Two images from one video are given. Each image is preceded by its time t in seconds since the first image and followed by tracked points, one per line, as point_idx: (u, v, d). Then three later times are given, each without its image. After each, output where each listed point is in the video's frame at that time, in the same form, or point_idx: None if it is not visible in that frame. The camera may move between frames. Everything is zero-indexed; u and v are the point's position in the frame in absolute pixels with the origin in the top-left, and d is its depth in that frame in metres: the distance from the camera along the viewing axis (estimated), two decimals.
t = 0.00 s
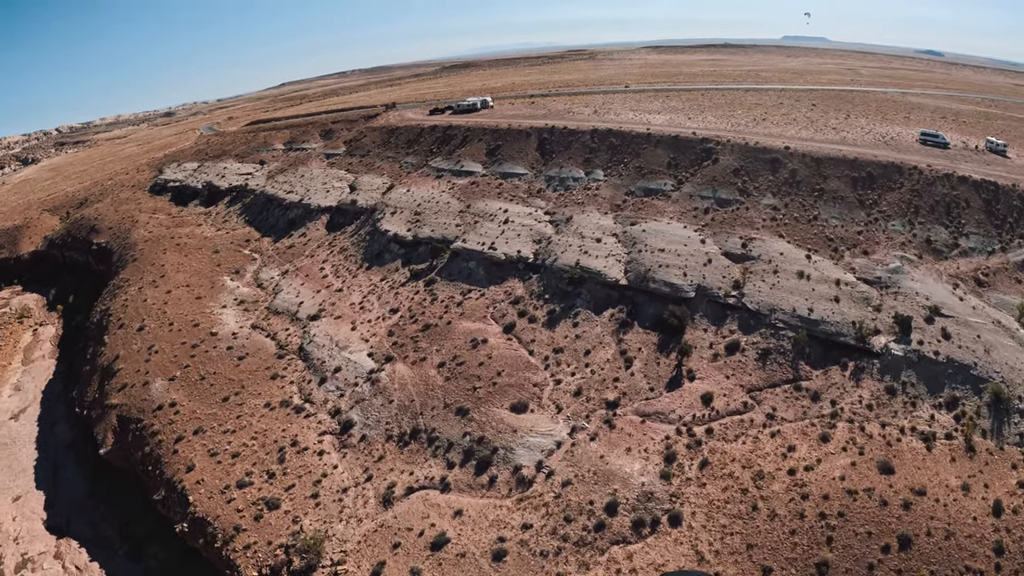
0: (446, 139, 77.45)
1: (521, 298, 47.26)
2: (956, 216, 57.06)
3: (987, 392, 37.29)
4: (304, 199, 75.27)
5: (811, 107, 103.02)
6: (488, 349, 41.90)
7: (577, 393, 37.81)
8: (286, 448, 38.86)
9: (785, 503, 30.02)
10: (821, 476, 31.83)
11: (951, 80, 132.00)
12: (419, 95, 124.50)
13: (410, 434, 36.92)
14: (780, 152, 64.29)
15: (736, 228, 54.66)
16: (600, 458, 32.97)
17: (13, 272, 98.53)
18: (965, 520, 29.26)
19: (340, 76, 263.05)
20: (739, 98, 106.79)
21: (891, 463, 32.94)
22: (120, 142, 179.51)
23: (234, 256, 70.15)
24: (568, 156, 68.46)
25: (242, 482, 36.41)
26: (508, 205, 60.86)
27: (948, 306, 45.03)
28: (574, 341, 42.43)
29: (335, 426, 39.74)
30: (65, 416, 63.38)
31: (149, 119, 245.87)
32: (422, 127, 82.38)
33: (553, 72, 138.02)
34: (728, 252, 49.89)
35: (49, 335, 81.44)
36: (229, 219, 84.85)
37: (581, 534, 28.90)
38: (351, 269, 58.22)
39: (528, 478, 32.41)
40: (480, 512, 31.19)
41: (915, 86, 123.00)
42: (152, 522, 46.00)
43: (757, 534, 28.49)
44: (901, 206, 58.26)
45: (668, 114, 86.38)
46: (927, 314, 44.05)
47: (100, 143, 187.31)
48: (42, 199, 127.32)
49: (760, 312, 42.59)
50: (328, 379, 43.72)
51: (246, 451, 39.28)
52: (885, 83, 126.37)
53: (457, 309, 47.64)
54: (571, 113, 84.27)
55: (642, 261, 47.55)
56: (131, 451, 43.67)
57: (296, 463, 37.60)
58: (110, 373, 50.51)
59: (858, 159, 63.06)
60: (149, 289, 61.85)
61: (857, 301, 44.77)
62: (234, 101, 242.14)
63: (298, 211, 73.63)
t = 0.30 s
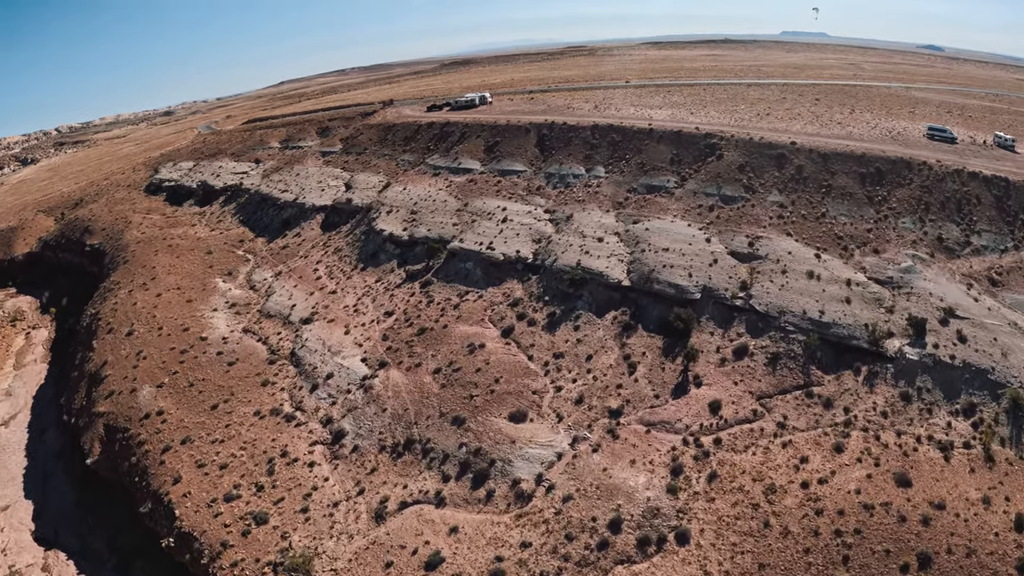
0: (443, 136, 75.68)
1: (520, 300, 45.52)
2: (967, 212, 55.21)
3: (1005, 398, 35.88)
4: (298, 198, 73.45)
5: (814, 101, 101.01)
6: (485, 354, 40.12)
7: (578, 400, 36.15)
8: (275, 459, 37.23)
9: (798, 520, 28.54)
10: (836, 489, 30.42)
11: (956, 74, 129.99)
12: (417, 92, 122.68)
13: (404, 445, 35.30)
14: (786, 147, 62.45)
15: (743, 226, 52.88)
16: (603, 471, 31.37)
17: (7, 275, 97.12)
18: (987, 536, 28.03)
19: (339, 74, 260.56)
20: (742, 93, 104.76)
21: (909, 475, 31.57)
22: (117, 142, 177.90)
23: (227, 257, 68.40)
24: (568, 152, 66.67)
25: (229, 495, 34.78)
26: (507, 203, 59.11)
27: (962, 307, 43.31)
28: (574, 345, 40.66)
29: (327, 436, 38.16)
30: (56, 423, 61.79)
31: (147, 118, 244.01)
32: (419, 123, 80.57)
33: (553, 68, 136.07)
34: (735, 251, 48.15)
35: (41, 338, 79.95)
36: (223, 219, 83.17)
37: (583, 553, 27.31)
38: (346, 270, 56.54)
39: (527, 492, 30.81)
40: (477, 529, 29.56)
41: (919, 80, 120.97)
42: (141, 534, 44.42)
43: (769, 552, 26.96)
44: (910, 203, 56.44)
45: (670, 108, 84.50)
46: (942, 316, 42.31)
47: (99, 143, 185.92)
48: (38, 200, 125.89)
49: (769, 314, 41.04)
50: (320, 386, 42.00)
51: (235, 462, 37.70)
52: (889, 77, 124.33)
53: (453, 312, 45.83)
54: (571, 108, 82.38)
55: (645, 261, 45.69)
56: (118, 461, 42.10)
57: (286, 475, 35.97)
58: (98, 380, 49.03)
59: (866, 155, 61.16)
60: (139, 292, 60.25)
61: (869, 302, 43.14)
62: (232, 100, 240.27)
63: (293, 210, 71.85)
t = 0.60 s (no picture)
0: (441, 135, 74.02)
1: (520, 305, 43.79)
2: (979, 212, 53.42)
3: None
4: (293, 199, 71.62)
5: (818, 98, 99.24)
6: (482, 363, 38.36)
7: (580, 412, 34.51)
8: (263, 474, 35.54)
9: (813, 541, 26.95)
10: (852, 508, 28.86)
11: (960, 72, 128.19)
12: (415, 91, 121.06)
13: (397, 460, 33.66)
14: (792, 145, 60.71)
15: (749, 227, 51.12)
16: (606, 489, 29.75)
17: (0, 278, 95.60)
18: (1013, 557, 26.42)
19: (338, 74, 258.87)
20: (744, 91, 102.98)
21: (928, 492, 30.00)
22: (115, 143, 176.43)
23: (219, 260, 66.66)
24: (568, 151, 64.95)
25: (214, 512, 33.11)
26: (506, 204, 57.42)
27: (979, 312, 41.47)
28: (576, 353, 38.90)
29: (317, 449, 36.54)
30: (44, 430, 60.09)
31: (146, 119, 242.65)
32: (416, 122, 78.87)
33: (552, 67, 134.38)
34: (742, 254, 46.42)
35: (33, 343, 78.38)
36: (217, 220, 81.47)
37: None
38: (340, 273, 54.85)
39: (526, 511, 29.17)
40: (473, 550, 27.87)
41: (922, 77, 119.18)
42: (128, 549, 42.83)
43: None
44: (921, 202, 54.68)
45: (672, 106, 82.81)
46: (958, 321, 40.51)
47: (96, 144, 184.54)
48: (33, 202, 124.39)
49: (779, 320, 39.62)
50: (310, 396, 40.32)
51: (221, 476, 35.99)
52: (893, 74, 122.55)
53: (450, 317, 44.04)
54: (571, 106, 80.73)
55: (649, 264, 43.86)
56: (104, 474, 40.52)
57: (274, 490, 34.28)
58: (84, 389, 47.40)
59: (874, 153, 59.37)
60: (129, 297, 58.60)
61: (882, 306, 41.44)
62: (231, 100, 238.75)
63: (287, 211, 70.07)
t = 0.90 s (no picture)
0: (438, 132, 72.24)
1: (518, 308, 41.87)
2: (991, 210, 51.61)
3: None
4: (286, 199, 69.74)
5: (822, 94, 97.35)
6: (478, 371, 36.55)
7: (582, 423, 32.90)
8: (250, 488, 33.86)
9: (831, 562, 25.42)
10: (870, 525, 27.38)
11: (963, 67, 126.41)
12: (412, 88, 119.24)
13: (390, 474, 32.05)
14: (799, 141, 58.96)
15: (756, 225, 49.29)
16: (610, 506, 28.16)
17: None
18: None
19: (336, 72, 256.69)
20: (746, 86, 101.07)
21: (949, 507, 28.50)
22: (111, 143, 174.58)
23: (211, 262, 64.82)
24: (568, 148, 63.16)
25: (200, 529, 31.45)
26: (504, 203, 55.65)
27: (996, 315, 39.68)
28: (577, 359, 37.17)
29: (307, 462, 34.93)
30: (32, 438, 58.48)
31: (143, 119, 240.70)
32: (412, 119, 77.05)
33: (551, 64, 132.48)
34: (749, 254, 44.72)
35: (24, 347, 76.74)
36: (209, 221, 79.71)
37: None
38: (332, 276, 53.06)
39: (525, 530, 27.53)
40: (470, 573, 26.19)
41: (925, 72, 117.26)
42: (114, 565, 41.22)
43: None
44: (931, 200, 52.90)
45: (674, 102, 81.00)
46: (974, 324, 38.81)
47: (92, 144, 182.77)
48: (27, 203, 122.80)
49: (789, 324, 38.20)
50: (300, 406, 38.68)
51: (207, 490, 34.30)
52: (896, 69, 120.73)
53: (445, 322, 42.09)
54: (570, 102, 78.96)
55: (653, 265, 42.01)
56: (89, 487, 38.91)
57: (262, 506, 32.62)
58: (69, 398, 45.76)
59: (883, 149, 57.55)
60: (117, 302, 56.89)
61: (895, 309, 39.80)
62: (228, 100, 236.83)
63: (280, 211, 68.20)
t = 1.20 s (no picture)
0: (434, 129, 70.37)
1: (517, 312, 39.87)
2: (1005, 206, 49.84)
3: None
4: (278, 198, 67.67)
5: (824, 87, 95.35)
6: (475, 380, 34.74)
7: (585, 435, 31.31)
8: (237, 505, 32.10)
9: None
10: (891, 544, 26.10)
11: (965, 60, 124.55)
12: (408, 85, 117.21)
13: (383, 491, 30.41)
14: (805, 135, 57.07)
15: (763, 222, 47.33)
16: (617, 525, 26.65)
17: None
18: None
19: (333, 70, 254.08)
20: (747, 80, 99.02)
21: (973, 523, 27.17)
22: (105, 144, 172.42)
23: (201, 264, 62.79)
24: (567, 144, 61.29)
25: (185, 549, 29.78)
26: (501, 202, 53.82)
27: (1015, 316, 38.22)
28: (579, 366, 35.43)
29: (297, 477, 33.24)
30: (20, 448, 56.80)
31: (139, 119, 238.28)
32: (408, 116, 75.10)
33: (548, 60, 130.43)
34: (757, 254, 43.03)
35: (13, 353, 74.98)
36: (201, 222, 77.80)
37: None
38: (325, 278, 51.25)
39: (526, 551, 25.85)
40: None
41: (928, 65, 115.25)
42: None
43: None
44: (943, 196, 51.09)
45: (675, 96, 79.06)
46: (993, 326, 37.36)
47: (87, 145, 180.60)
48: (19, 206, 120.92)
49: (800, 327, 36.91)
50: (290, 416, 37.00)
51: (193, 506, 32.61)
52: (898, 62, 118.72)
53: (441, 327, 40.16)
54: (569, 98, 77.03)
55: (657, 265, 40.11)
56: (74, 502, 37.26)
57: (248, 524, 30.87)
58: (54, 409, 44.12)
59: (892, 143, 55.67)
60: (104, 307, 55.04)
61: (910, 310, 38.19)
62: (224, 99, 234.60)
63: (272, 211, 66.24)
